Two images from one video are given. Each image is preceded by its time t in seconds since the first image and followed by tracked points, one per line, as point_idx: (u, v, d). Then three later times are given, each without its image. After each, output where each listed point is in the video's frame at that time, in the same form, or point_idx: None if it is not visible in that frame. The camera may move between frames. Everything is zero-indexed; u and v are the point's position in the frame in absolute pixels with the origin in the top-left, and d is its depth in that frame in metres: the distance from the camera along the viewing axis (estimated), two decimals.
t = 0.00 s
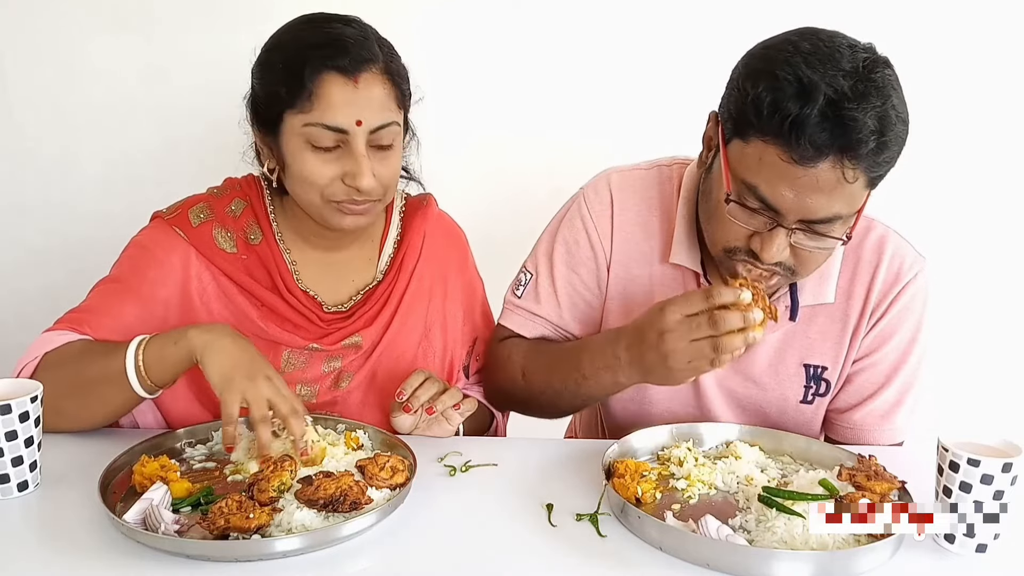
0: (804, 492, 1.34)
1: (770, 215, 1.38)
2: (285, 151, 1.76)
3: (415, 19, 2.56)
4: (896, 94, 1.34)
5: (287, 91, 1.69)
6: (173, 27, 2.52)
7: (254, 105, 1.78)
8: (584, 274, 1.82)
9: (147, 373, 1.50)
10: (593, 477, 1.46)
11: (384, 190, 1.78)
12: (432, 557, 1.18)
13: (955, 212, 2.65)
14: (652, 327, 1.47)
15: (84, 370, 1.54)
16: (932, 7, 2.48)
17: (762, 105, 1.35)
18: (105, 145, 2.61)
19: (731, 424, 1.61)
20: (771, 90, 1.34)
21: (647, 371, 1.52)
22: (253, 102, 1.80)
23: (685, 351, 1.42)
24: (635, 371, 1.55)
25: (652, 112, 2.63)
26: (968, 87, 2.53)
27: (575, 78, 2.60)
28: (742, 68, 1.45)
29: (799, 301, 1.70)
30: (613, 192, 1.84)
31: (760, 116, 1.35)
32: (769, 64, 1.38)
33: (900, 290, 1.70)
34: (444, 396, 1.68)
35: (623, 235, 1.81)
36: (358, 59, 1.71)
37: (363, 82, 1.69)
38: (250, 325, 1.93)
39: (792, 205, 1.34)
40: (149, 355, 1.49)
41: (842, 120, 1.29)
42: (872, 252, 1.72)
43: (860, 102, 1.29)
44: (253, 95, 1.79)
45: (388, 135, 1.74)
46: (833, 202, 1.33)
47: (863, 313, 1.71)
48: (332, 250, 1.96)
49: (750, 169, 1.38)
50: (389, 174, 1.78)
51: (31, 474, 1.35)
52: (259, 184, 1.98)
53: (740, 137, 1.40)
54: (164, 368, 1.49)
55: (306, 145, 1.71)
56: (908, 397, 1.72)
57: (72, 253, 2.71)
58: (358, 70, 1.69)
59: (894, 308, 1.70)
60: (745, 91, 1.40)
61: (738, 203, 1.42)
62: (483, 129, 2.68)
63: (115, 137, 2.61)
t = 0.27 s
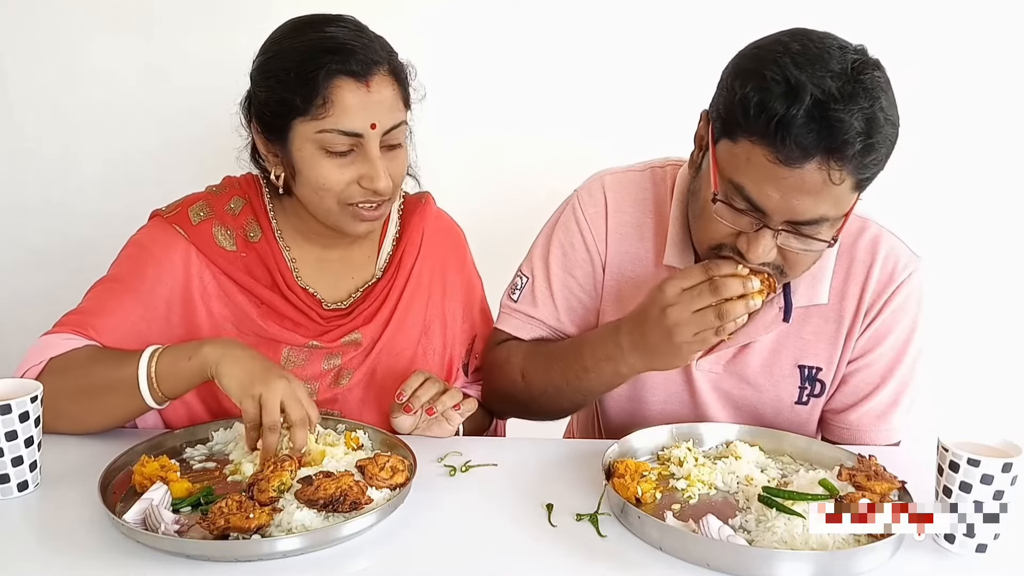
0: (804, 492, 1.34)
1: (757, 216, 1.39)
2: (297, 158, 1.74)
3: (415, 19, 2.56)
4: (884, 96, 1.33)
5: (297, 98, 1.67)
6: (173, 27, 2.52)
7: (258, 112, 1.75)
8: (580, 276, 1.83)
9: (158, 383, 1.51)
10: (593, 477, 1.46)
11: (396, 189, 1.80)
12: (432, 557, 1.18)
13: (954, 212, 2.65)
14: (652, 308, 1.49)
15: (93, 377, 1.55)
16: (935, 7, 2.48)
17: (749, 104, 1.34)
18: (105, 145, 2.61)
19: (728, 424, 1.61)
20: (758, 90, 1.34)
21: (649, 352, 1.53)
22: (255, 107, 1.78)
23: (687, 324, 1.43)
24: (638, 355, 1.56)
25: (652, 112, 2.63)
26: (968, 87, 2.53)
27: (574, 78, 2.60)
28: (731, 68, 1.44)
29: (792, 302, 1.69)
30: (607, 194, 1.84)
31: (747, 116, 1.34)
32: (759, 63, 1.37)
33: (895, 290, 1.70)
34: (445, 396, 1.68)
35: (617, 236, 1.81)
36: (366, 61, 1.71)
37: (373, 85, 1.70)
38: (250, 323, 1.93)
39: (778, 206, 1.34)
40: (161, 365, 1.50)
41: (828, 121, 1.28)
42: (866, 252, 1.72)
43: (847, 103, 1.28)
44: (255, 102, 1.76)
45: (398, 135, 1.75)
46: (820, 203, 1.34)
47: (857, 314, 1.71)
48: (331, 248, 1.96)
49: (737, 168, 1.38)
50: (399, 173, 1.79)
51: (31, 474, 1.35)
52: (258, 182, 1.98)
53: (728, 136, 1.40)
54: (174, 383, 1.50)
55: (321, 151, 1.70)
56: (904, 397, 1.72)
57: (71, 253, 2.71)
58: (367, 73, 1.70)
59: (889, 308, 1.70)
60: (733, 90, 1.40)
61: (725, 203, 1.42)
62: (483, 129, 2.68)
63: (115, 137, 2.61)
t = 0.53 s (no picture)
0: (804, 492, 1.34)
1: (750, 218, 1.39)
2: (303, 161, 1.74)
3: (415, 19, 2.56)
4: (876, 97, 1.33)
5: (302, 98, 1.67)
6: (173, 27, 2.52)
7: (263, 114, 1.75)
8: (577, 276, 1.83)
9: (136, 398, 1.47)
10: (593, 477, 1.46)
11: (402, 190, 1.80)
12: (432, 558, 1.18)
13: (954, 212, 2.65)
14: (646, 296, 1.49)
15: (87, 382, 1.53)
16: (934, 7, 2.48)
17: (739, 107, 1.35)
18: (105, 145, 2.61)
19: (727, 424, 1.61)
20: (748, 93, 1.34)
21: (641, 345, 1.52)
22: (259, 111, 1.78)
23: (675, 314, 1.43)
24: (630, 349, 1.55)
25: (652, 112, 2.63)
26: (968, 87, 2.54)
27: (574, 79, 2.60)
28: (723, 70, 1.45)
29: (788, 302, 1.69)
30: (604, 194, 1.84)
31: (738, 120, 1.35)
32: (749, 66, 1.37)
33: (891, 289, 1.70)
34: (445, 397, 1.68)
35: (615, 236, 1.81)
36: (369, 62, 1.71)
37: (378, 85, 1.71)
38: (249, 322, 1.93)
39: (770, 208, 1.35)
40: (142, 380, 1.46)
41: (818, 124, 1.28)
42: (862, 252, 1.71)
43: (837, 105, 1.28)
44: (259, 104, 1.75)
45: (403, 135, 1.76)
46: (813, 205, 1.34)
47: (854, 314, 1.71)
48: (331, 248, 1.96)
49: (729, 171, 1.38)
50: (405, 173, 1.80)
51: (31, 474, 1.35)
52: (259, 182, 1.98)
53: (719, 139, 1.40)
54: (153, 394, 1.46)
55: (327, 151, 1.70)
56: (901, 397, 1.72)
57: (72, 253, 2.71)
58: (372, 73, 1.70)
59: (885, 307, 1.70)
60: (724, 93, 1.40)
61: (718, 206, 1.42)
62: (483, 130, 2.68)
63: (114, 137, 2.61)
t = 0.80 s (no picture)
0: (804, 492, 1.34)
1: (751, 220, 1.39)
2: (293, 163, 1.74)
3: (415, 19, 2.56)
4: (875, 97, 1.33)
5: (293, 102, 1.67)
6: (173, 27, 2.52)
7: (259, 116, 1.76)
8: (576, 275, 1.83)
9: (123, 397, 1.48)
10: (593, 477, 1.46)
11: (392, 198, 1.78)
12: (432, 558, 1.18)
13: (954, 212, 2.65)
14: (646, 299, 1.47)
15: (85, 383, 1.52)
16: (934, 8, 2.48)
17: (739, 110, 1.35)
18: (105, 145, 2.61)
19: (727, 424, 1.61)
20: (748, 96, 1.34)
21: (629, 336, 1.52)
22: (256, 111, 1.79)
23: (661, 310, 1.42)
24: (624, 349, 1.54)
25: (652, 113, 2.63)
26: (968, 88, 2.54)
27: (574, 79, 2.60)
28: (722, 71, 1.45)
29: (787, 301, 1.69)
30: (604, 193, 1.84)
31: (738, 122, 1.35)
32: (748, 68, 1.37)
33: (891, 289, 1.70)
34: (445, 396, 1.68)
35: (614, 235, 1.81)
36: (363, 69, 1.69)
37: (369, 92, 1.69)
38: (249, 323, 1.93)
39: (771, 210, 1.35)
40: (128, 378, 1.46)
41: (818, 126, 1.29)
42: (861, 251, 1.72)
43: (836, 107, 1.29)
44: (257, 107, 1.76)
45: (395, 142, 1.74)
46: (814, 206, 1.34)
47: (853, 313, 1.71)
48: (332, 249, 1.96)
49: (730, 173, 1.38)
50: (396, 182, 1.78)
51: (31, 474, 1.35)
52: (258, 183, 1.97)
53: (720, 141, 1.40)
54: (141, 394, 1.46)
55: (315, 156, 1.70)
56: (901, 397, 1.72)
57: (72, 253, 2.71)
58: (364, 79, 1.68)
59: (885, 306, 1.70)
60: (723, 96, 1.40)
61: (720, 208, 1.42)
62: (483, 130, 2.68)
63: (114, 137, 2.61)
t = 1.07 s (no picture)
0: (804, 492, 1.34)
1: (758, 214, 1.39)
2: (273, 161, 1.76)
3: (415, 19, 2.55)
4: (880, 90, 1.34)
5: (276, 106, 1.67)
6: (173, 27, 2.52)
7: (254, 113, 1.76)
8: (577, 271, 1.82)
9: (109, 391, 1.47)
10: (593, 477, 1.46)
11: (363, 215, 1.76)
12: (432, 558, 1.18)
13: (954, 212, 2.65)
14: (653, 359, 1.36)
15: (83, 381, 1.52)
16: (935, 7, 2.48)
17: (745, 104, 1.35)
18: (105, 145, 2.61)
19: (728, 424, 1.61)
20: (753, 90, 1.35)
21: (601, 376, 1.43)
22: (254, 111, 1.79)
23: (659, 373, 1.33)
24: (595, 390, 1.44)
25: (652, 112, 2.64)
26: (968, 88, 2.54)
27: (574, 79, 2.60)
28: (726, 67, 1.45)
29: (790, 300, 1.69)
30: (607, 191, 1.84)
31: (743, 116, 1.35)
32: (752, 63, 1.38)
33: (893, 288, 1.70)
34: (444, 396, 1.69)
35: (617, 233, 1.81)
36: (349, 86, 1.66)
37: (349, 110, 1.65)
38: (249, 324, 1.94)
39: (777, 203, 1.35)
40: (112, 372, 1.46)
41: (824, 118, 1.29)
42: (864, 250, 1.72)
43: (842, 99, 1.30)
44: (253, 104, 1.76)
45: (372, 162, 1.70)
46: (820, 198, 1.34)
47: (855, 312, 1.72)
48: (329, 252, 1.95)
49: (735, 168, 1.38)
50: (369, 202, 1.75)
51: (31, 474, 1.35)
52: (258, 184, 1.97)
53: (725, 136, 1.40)
54: (126, 388, 1.45)
55: (288, 162, 1.69)
56: (901, 396, 1.72)
57: (72, 253, 2.71)
58: (346, 98, 1.64)
59: (886, 306, 1.70)
60: (728, 90, 1.41)
61: (727, 203, 1.42)
62: (483, 129, 2.68)
63: (114, 137, 2.61)
